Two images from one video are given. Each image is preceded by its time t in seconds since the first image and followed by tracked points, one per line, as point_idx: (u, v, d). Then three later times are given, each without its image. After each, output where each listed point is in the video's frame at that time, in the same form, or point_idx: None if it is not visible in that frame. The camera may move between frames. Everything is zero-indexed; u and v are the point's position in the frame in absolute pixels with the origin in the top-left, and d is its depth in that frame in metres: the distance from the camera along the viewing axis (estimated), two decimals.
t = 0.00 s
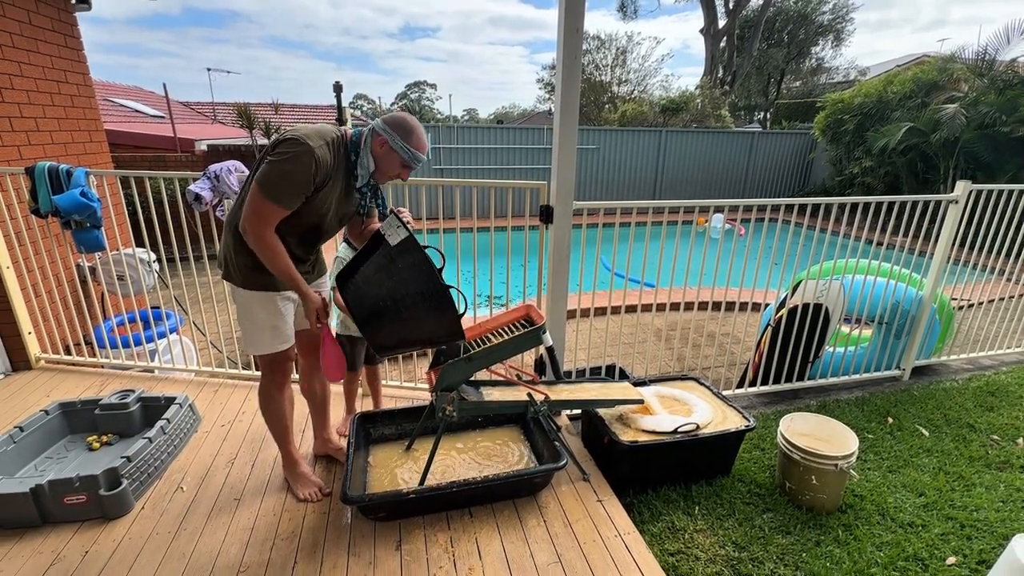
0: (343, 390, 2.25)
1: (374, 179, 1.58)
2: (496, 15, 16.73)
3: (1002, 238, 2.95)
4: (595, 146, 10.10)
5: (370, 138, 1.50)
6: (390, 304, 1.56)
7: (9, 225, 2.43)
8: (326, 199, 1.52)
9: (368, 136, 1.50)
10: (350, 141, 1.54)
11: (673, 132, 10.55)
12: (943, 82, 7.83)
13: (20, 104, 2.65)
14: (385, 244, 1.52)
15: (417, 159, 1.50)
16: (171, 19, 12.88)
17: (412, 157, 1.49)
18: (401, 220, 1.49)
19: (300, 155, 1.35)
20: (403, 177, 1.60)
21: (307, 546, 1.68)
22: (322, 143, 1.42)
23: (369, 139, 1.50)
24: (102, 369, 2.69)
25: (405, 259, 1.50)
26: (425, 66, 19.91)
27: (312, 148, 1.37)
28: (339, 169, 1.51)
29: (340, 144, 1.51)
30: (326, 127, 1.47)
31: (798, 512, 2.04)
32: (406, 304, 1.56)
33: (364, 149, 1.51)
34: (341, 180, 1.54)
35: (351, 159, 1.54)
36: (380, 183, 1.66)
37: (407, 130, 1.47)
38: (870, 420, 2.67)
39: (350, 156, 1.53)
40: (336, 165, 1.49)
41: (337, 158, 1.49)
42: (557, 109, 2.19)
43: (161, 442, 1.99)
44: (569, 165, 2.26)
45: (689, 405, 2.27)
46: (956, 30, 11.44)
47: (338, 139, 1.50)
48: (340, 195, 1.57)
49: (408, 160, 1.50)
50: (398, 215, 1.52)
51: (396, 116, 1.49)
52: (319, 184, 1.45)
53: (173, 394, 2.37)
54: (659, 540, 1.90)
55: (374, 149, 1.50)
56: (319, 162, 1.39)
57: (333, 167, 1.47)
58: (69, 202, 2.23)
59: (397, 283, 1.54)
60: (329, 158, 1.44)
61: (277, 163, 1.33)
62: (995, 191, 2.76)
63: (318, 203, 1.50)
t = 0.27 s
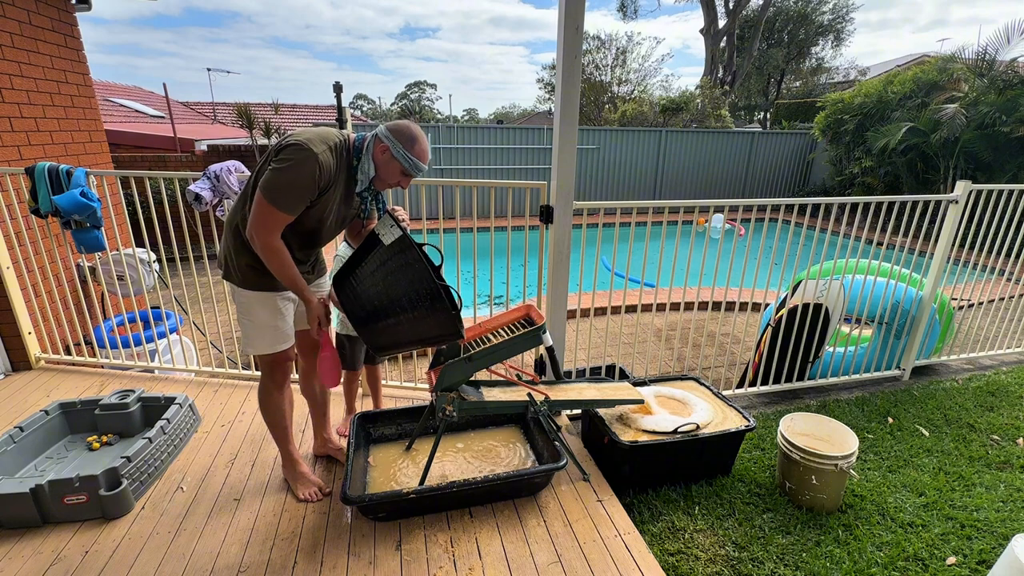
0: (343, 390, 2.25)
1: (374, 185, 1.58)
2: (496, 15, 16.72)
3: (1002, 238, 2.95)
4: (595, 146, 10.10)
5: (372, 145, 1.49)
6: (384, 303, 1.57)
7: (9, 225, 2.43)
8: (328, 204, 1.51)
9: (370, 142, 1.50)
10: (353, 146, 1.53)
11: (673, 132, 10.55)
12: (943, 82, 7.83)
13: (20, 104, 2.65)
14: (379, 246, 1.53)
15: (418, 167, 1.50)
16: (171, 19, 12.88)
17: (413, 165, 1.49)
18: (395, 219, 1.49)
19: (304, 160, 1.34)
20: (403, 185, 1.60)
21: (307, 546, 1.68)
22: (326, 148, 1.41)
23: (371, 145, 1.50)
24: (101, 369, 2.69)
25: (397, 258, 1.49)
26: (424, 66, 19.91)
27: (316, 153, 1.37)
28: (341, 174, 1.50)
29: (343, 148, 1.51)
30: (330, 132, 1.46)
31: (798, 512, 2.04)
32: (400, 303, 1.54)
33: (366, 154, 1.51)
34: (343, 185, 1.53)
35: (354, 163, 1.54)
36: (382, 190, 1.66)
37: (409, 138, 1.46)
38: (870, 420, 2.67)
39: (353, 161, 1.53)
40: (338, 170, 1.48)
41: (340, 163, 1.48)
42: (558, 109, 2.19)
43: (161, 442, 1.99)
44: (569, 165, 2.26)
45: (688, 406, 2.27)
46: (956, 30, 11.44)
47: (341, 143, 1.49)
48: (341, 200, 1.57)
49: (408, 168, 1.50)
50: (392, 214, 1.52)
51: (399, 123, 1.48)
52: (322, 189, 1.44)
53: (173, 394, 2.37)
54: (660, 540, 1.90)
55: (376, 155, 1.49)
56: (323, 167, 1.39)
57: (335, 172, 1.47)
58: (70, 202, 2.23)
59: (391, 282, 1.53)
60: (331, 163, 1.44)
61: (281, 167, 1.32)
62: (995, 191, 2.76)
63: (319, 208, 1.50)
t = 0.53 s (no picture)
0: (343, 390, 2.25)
1: (374, 188, 1.57)
2: (496, 15, 16.72)
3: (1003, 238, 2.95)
4: (595, 146, 10.10)
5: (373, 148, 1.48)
6: (389, 303, 1.57)
7: (9, 225, 2.43)
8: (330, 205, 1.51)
9: (371, 145, 1.49)
10: (355, 148, 1.53)
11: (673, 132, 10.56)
12: (943, 82, 7.83)
13: (20, 104, 2.65)
14: (383, 246, 1.52)
15: (417, 173, 1.49)
16: (171, 20, 12.88)
17: (412, 170, 1.48)
18: (398, 219, 1.49)
19: (305, 161, 1.34)
20: (402, 189, 1.59)
21: (307, 546, 1.68)
22: (328, 150, 1.41)
23: (372, 148, 1.49)
24: (101, 369, 2.69)
25: (401, 258, 1.49)
26: (424, 65, 19.92)
27: (318, 155, 1.36)
28: (343, 176, 1.50)
29: (346, 150, 1.51)
30: (332, 134, 1.46)
31: (798, 512, 2.04)
32: (405, 303, 1.54)
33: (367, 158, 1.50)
34: (344, 186, 1.53)
35: (355, 166, 1.53)
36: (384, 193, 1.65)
37: (410, 143, 1.46)
38: (870, 420, 2.67)
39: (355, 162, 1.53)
40: (340, 171, 1.48)
41: (341, 165, 1.48)
42: (558, 109, 2.19)
43: (161, 442, 1.99)
44: (569, 165, 2.25)
45: (688, 406, 2.27)
46: (955, 30, 11.44)
47: (343, 145, 1.49)
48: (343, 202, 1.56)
49: (407, 173, 1.49)
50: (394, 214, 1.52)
51: (401, 128, 1.47)
52: (322, 191, 1.44)
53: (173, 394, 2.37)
54: (659, 540, 1.90)
55: (376, 158, 1.48)
56: (324, 169, 1.39)
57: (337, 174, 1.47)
58: (69, 202, 2.23)
59: (395, 282, 1.53)
60: (333, 165, 1.43)
61: (281, 167, 1.32)
62: (995, 191, 2.76)
63: (320, 209, 1.50)
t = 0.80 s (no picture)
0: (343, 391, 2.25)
1: (374, 193, 1.57)
2: (496, 15, 16.72)
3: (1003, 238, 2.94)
4: (595, 146, 10.10)
5: (374, 153, 1.48)
6: (384, 307, 1.57)
7: (9, 225, 2.43)
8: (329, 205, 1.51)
9: (373, 149, 1.49)
10: (358, 151, 1.53)
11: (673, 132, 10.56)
12: (943, 82, 7.83)
13: (20, 104, 2.65)
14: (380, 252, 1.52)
15: (414, 181, 1.49)
16: (171, 20, 12.87)
17: (409, 178, 1.48)
18: (395, 225, 1.48)
19: (306, 159, 1.34)
20: (401, 196, 1.58)
21: (307, 546, 1.68)
22: (331, 151, 1.42)
23: (373, 152, 1.49)
24: (101, 369, 2.69)
25: (397, 262, 1.49)
26: (424, 65, 19.93)
27: (320, 155, 1.37)
28: (345, 177, 1.50)
29: (348, 152, 1.51)
30: (336, 136, 1.47)
31: (798, 512, 2.04)
32: (402, 307, 1.54)
33: (369, 161, 1.50)
34: (345, 188, 1.53)
35: (357, 169, 1.54)
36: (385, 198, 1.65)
37: (409, 152, 1.45)
38: (870, 420, 2.67)
39: (357, 165, 1.53)
40: (341, 173, 1.48)
41: (343, 167, 1.48)
42: (558, 109, 2.18)
43: (161, 442, 1.99)
44: (569, 165, 2.25)
45: (688, 406, 2.27)
46: (956, 30, 11.44)
47: (346, 147, 1.49)
48: (343, 203, 1.56)
49: (404, 181, 1.49)
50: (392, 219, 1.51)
51: (403, 135, 1.47)
52: (322, 191, 1.44)
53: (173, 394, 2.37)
54: (659, 540, 1.90)
55: (376, 162, 1.48)
56: (325, 168, 1.39)
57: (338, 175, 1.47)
58: (69, 202, 2.23)
59: (391, 286, 1.53)
60: (335, 166, 1.44)
61: (282, 164, 1.32)
62: (995, 191, 2.76)
63: (320, 209, 1.50)
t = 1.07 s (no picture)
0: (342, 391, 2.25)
1: (373, 194, 1.57)
2: (496, 15, 16.73)
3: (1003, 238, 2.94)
4: (595, 146, 10.10)
5: (372, 155, 1.48)
6: (381, 304, 1.58)
7: (9, 225, 2.43)
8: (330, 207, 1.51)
9: (371, 150, 1.49)
10: (357, 152, 1.53)
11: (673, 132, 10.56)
12: (943, 82, 7.83)
13: (20, 104, 2.65)
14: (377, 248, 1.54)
15: (412, 185, 1.49)
16: (171, 20, 12.87)
17: (407, 182, 1.48)
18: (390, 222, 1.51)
19: (306, 165, 1.34)
20: (400, 198, 1.58)
21: (307, 547, 1.68)
22: (330, 154, 1.41)
23: (372, 154, 1.48)
24: (101, 369, 2.69)
25: (394, 258, 1.50)
26: (424, 65, 19.94)
27: (320, 160, 1.37)
28: (345, 179, 1.50)
29: (347, 153, 1.50)
30: (335, 137, 1.46)
31: (798, 512, 2.04)
32: (399, 305, 1.54)
33: (367, 163, 1.50)
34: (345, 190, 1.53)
35: (356, 170, 1.53)
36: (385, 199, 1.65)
37: (407, 155, 1.45)
38: (870, 420, 2.67)
39: (356, 166, 1.52)
40: (341, 176, 1.48)
41: (342, 170, 1.48)
42: (558, 109, 2.18)
43: (161, 442, 1.99)
44: (569, 165, 2.25)
45: (688, 406, 2.27)
46: (956, 30, 11.44)
47: (345, 149, 1.49)
48: (343, 205, 1.56)
49: (402, 185, 1.49)
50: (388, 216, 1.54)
51: (402, 137, 1.47)
52: (322, 195, 1.44)
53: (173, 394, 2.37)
54: (659, 540, 1.90)
55: (375, 165, 1.48)
56: (325, 172, 1.39)
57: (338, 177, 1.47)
58: (69, 202, 2.23)
59: (389, 283, 1.54)
60: (335, 169, 1.43)
61: (282, 170, 1.32)
62: (995, 191, 2.76)
63: (320, 212, 1.50)
